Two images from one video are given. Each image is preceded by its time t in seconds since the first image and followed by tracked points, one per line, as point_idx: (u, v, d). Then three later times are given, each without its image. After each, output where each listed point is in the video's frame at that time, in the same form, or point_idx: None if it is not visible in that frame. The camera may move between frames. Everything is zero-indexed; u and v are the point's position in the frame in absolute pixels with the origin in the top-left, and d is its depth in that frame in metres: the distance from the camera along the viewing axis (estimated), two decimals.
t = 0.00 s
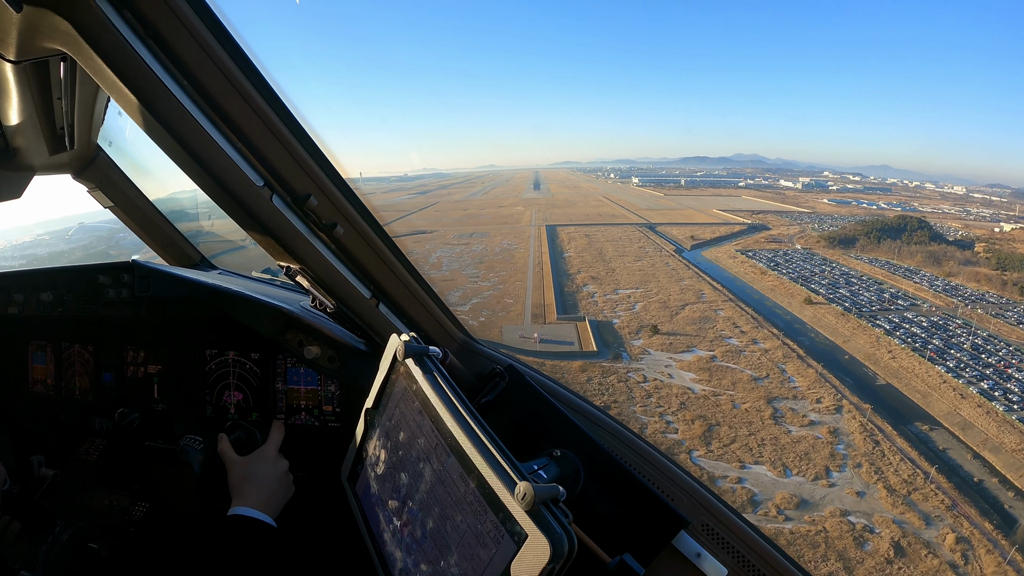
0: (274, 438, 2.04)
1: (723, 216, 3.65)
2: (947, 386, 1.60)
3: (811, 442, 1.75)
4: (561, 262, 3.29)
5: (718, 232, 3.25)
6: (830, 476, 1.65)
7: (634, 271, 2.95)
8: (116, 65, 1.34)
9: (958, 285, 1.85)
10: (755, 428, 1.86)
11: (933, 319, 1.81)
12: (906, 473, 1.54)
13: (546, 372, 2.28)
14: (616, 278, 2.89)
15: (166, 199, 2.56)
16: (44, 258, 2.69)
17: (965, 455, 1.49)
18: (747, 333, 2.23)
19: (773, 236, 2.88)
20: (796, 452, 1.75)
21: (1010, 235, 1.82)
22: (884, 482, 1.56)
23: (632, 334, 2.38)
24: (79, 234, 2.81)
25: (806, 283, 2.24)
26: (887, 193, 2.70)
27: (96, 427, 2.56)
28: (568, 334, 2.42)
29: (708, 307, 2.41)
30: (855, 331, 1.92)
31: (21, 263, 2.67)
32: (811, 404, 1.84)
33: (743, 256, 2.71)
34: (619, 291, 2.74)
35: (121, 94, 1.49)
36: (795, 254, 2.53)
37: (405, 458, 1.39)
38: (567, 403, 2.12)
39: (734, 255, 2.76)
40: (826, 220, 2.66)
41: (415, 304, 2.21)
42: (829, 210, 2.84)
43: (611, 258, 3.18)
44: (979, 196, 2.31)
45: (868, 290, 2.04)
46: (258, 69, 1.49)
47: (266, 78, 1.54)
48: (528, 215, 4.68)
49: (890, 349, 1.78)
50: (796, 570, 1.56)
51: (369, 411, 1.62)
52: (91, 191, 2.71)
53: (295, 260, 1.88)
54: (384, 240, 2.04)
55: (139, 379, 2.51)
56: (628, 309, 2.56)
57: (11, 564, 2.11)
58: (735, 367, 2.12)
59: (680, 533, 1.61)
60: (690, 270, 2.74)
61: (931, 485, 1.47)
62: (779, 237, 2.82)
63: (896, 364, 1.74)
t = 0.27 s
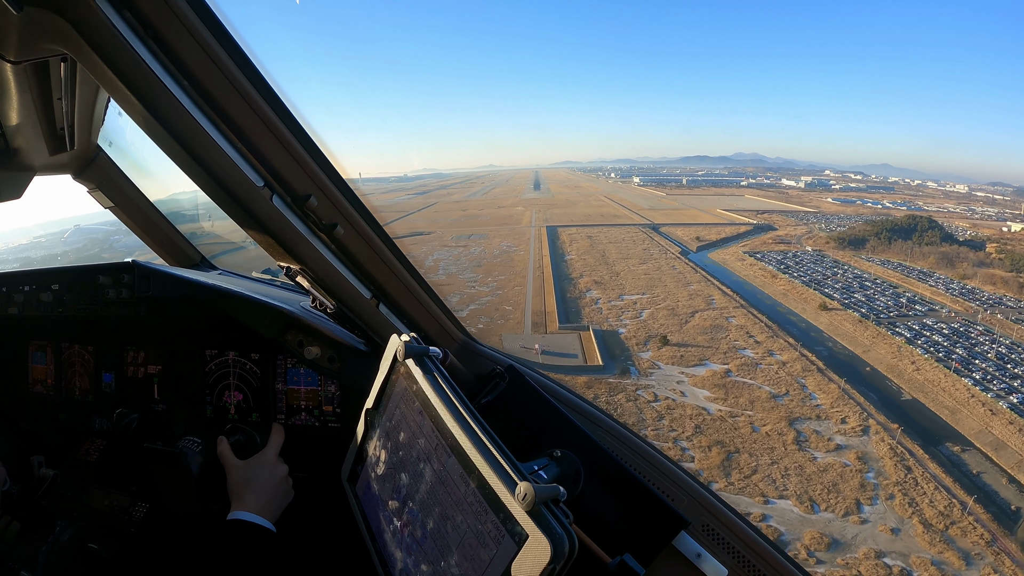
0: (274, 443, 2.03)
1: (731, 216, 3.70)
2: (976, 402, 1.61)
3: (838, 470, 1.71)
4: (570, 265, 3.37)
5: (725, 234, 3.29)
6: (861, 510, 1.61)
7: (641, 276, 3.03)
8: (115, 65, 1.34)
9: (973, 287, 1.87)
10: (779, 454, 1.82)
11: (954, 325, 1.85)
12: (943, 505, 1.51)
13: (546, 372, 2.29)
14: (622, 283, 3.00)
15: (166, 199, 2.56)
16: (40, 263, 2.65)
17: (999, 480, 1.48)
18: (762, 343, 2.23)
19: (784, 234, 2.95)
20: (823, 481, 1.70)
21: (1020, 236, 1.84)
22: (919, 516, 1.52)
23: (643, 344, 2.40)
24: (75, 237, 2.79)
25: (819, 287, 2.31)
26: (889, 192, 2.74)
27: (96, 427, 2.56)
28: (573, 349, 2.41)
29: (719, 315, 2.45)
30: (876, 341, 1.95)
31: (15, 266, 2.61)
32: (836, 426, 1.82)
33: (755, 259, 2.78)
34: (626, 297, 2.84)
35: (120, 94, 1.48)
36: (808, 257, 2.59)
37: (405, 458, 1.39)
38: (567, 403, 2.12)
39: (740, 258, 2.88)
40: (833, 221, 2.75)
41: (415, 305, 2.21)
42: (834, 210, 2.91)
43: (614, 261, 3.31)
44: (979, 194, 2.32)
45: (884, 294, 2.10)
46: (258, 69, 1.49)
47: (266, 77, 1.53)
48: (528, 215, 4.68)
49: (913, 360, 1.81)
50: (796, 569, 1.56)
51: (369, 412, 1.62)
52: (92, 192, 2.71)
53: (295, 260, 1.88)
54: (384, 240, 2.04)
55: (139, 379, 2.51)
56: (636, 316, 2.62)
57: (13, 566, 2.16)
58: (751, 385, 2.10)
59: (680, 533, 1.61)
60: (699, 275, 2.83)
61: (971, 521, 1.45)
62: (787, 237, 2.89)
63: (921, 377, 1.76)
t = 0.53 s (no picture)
0: (274, 444, 2.03)
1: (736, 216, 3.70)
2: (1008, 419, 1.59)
3: (869, 503, 1.62)
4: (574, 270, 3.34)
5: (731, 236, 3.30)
6: (896, 550, 1.51)
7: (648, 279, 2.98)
8: (115, 65, 1.34)
9: (992, 291, 1.89)
10: (806, 485, 1.72)
11: (975, 332, 1.85)
12: (983, 539, 1.43)
13: (546, 372, 2.29)
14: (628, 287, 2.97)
15: (166, 199, 2.56)
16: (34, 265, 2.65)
17: None
18: (779, 356, 2.23)
19: (792, 234, 2.96)
20: (855, 517, 1.60)
21: None
22: (960, 556, 1.44)
23: (651, 357, 2.33)
24: (72, 238, 2.75)
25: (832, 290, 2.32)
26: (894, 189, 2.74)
27: (96, 427, 2.56)
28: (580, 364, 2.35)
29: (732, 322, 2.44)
30: (897, 351, 1.94)
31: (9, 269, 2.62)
32: (863, 452, 1.75)
33: (764, 262, 2.80)
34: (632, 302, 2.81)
35: (120, 94, 1.49)
36: (819, 258, 2.59)
37: (405, 458, 1.39)
38: (567, 403, 2.13)
39: (750, 260, 2.87)
40: (839, 219, 2.74)
41: (415, 304, 2.21)
42: (838, 208, 2.91)
43: (618, 263, 3.28)
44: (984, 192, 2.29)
45: (900, 299, 2.10)
46: (258, 69, 1.49)
47: (266, 77, 1.53)
48: (528, 215, 4.68)
49: (938, 372, 1.81)
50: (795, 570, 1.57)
51: (369, 412, 1.62)
52: (92, 192, 2.71)
53: (295, 260, 1.88)
54: (384, 240, 2.04)
55: (138, 378, 2.51)
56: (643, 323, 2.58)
57: (13, 566, 2.14)
58: (770, 402, 2.04)
59: (680, 533, 1.61)
60: (706, 278, 2.85)
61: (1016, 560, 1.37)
62: (795, 237, 2.90)
63: (948, 391, 1.74)
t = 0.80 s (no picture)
0: (274, 443, 2.03)
1: (741, 217, 3.70)
2: None
3: (906, 543, 1.49)
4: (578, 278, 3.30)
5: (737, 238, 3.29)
6: None
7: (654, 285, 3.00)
8: (115, 65, 1.34)
9: (1010, 296, 1.78)
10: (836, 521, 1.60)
11: (998, 341, 1.74)
12: None
13: (546, 372, 2.29)
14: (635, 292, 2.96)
15: (166, 199, 2.56)
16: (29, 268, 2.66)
17: None
18: (799, 372, 2.12)
19: (801, 236, 2.88)
20: (891, 562, 1.46)
21: None
22: None
23: (662, 373, 2.28)
24: (67, 241, 2.77)
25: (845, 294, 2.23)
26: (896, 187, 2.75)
27: (96, 427, 2.56)
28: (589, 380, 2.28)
29: (746, 332, 2.41)
30: (921, 363, 1.81)
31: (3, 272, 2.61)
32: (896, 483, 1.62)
33: (774, 266, 2.73)
34: (638, 309, 2.80)
35: (120, 94, 1.49)
36: (830, 262, 2.50)
37: (405, 458, 1.39)
38: (567, 403, 2.13)
39: (761, 264, 2.80)
40: (846, 219, 2.69)
41: (414, 304, 2.21)
42: (844, 208, 2.87)
43: (623, 267, 3.28)
44: (985, 191, 2.27)
45: (918, 305, 2.01)
46: (258, 69, 1.49)
47: (266, 77, 1.53)
48: (528, 216, 4.68)
49: (966, 387, 1.66)
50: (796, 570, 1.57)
51: (369, 412, 1.62)
52: (92, 192, 2.71)
53: (295, 260, 1.88)
54: (384, 239, 2.04)
55: (138, 379, 2.51)
56: (652, 334, 2.56)
57: (13, 566, 2.14)
58: (791, 423, 1.93)
59: (680, 533, 1.61)
60: (715, 283, 2.83)
61: None
62: (803, 240, 2.83)
63: (979, 408, 1.59)
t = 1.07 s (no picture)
0: (274, 439, 2.04)
1: (744, 217, 3.68)
2: None
3: None
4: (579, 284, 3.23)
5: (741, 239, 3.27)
6: None
7: (660, 292, 2.96)
8: (116, 65, 1.34)
9: None
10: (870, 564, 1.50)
11: None
12: None
13: (546, 373, 2.28)
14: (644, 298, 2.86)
15: (166, 199, 2.56)
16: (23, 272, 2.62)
17: None
18: (822, 389, 1.95)
19: (810, 237, 2.66)
20: None
21: None
22: None
23: (674, 393, 2.17)
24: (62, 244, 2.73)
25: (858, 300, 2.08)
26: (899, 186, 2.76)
27: (96, 427, 2.56)
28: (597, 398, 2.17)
29: (760, 343, 2.28)
30: (949, 378, 1.68)
31: None
32: (934, 519, 1.49)
33: (785, 269, 2.50)
34: (646, 317, 2.69)
35: (121, 94, 1.49)
36: (841, 265, 2.32)
37: (406, 458, 1.39)
38: (567, 403, 2.13)
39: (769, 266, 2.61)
40: (854, 220, 2.53)
41: (414, 304, 2.21)
42: (848, 206, 2.86)
43: (627, 274, 3.22)
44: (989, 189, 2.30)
45: (937, 312, 1.88)
46: (259, 70, 1.49)
47: (266, 78, 1.53)
48: (528, 216, 4.67)
49: (998, 403, 1.54)
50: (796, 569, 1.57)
51: (369, 412, 1.62)
52: (91, 192, 2.71)
53: (295, 260, 1.88)
54: (384, 240, 2.04)
55: (139, 379, 2.51)
56: (661, 347, 2.46)
57: (13, 566, 2.15)
58: (816, 449, 1.79)
59: (680, 533, 1.61)
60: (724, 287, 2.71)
61: None
62: (813, 241, 2.61)
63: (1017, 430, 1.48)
